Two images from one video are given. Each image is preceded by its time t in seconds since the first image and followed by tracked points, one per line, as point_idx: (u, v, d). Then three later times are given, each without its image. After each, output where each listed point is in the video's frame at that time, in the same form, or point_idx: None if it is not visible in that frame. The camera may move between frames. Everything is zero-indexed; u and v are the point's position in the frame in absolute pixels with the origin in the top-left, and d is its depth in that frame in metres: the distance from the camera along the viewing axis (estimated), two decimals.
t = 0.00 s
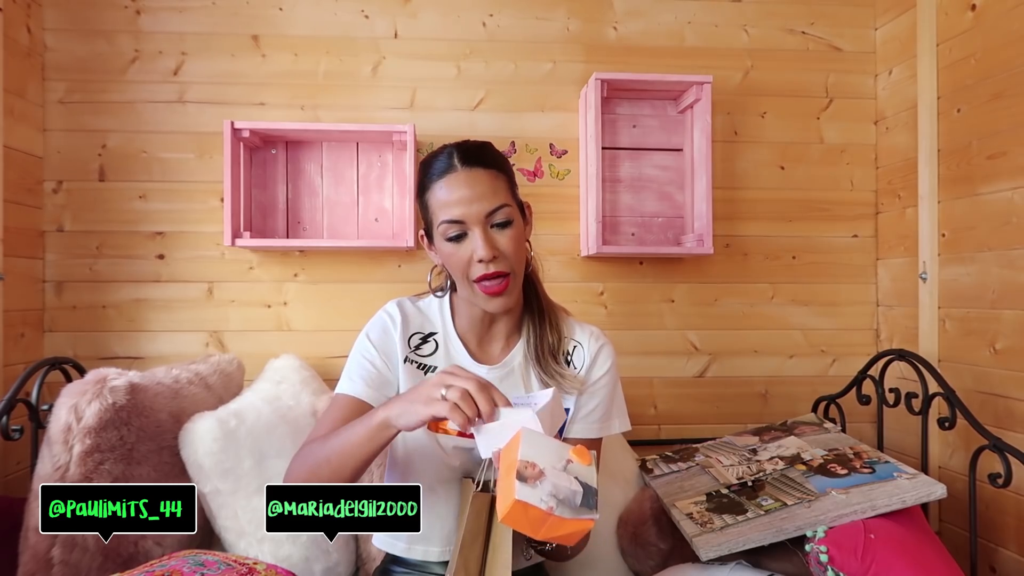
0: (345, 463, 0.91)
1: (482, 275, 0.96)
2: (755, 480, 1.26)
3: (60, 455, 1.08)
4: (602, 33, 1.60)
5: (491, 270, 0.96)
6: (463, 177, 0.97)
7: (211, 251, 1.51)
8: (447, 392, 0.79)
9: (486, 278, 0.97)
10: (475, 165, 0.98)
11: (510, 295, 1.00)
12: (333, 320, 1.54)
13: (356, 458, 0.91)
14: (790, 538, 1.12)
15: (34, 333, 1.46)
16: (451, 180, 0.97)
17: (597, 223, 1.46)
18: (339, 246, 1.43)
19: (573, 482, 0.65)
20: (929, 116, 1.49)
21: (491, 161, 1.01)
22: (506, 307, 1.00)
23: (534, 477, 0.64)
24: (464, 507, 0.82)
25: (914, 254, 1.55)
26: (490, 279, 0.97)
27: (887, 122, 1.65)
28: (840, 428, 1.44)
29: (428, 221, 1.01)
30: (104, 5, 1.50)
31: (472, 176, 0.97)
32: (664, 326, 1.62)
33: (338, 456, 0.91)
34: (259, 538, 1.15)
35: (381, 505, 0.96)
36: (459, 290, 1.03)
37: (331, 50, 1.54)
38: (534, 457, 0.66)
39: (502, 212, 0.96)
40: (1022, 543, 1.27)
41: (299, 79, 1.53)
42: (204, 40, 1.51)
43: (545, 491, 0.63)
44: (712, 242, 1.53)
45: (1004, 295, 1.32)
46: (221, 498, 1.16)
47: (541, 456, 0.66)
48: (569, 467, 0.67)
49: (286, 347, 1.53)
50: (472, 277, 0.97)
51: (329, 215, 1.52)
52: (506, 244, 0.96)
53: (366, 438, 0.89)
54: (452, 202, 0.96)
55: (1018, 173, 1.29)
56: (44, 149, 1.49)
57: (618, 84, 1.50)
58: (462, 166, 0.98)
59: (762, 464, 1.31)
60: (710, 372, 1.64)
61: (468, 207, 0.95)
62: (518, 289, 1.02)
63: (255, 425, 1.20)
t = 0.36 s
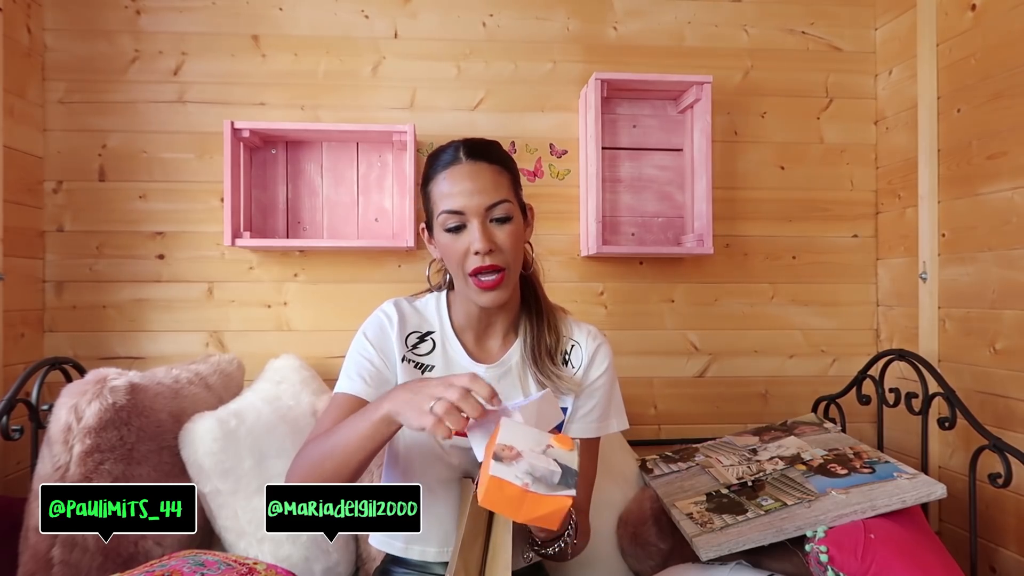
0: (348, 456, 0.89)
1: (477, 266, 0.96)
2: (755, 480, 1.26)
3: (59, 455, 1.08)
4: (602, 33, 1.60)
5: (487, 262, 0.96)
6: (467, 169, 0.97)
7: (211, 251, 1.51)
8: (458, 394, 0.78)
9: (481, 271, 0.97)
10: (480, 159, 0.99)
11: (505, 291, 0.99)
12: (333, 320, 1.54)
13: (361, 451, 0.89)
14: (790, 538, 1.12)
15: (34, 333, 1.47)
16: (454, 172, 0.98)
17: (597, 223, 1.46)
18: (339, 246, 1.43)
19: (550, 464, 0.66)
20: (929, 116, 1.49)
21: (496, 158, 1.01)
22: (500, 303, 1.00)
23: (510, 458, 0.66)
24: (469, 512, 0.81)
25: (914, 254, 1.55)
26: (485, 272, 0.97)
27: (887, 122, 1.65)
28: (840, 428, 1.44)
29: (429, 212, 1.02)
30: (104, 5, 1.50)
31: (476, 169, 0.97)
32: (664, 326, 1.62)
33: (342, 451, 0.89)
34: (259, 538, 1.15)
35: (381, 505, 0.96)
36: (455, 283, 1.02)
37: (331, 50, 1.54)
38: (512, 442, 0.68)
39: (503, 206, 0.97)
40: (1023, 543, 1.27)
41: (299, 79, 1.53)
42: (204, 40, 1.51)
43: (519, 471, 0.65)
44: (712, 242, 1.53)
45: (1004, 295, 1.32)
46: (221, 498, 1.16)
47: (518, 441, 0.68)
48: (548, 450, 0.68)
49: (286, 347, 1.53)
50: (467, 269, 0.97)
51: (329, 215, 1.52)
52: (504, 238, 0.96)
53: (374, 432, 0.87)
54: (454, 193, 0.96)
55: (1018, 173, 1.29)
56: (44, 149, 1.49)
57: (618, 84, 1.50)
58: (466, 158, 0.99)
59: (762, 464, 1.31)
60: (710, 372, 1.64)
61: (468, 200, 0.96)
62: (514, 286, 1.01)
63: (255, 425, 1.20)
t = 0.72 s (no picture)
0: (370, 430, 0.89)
1: (480, 278, 0.98)
2: (755, 480, 1.27)
3: (60, 455, 1.08)
4: (602, 33, 1.60)
5: (487, 275, 0.96)
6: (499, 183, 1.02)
7: (212, 251, 1.51)
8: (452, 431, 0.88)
9: (486, 283, 0.98)
10: (519, 240, 0.94)
11: (510, 305, 0.98)
12: (333, 320, 1.54)
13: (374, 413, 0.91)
14: (790, 538, 1.13)
15: (35, 333, 1.47)
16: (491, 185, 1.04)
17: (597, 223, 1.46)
18: (339, 246, 1.43)
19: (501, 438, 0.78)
20: (929, 116, 1.49)
21: (541, 178, 1.03)
22: (503, 317, 0.98)
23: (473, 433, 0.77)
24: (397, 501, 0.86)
25: (914, 254, 1.55)
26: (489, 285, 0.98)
27: (887, 122, 1.65)
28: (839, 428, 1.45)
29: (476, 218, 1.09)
30: (104, 5, 1.50)
31: (504, 186, 1.00)
32: (664, 326, 1.62)
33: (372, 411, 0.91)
34: (258, 538, 1.15)
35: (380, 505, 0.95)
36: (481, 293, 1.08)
37: (331, 50, 1.54)
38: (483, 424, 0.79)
39: (511, 219, 0.95)
40: (1022, 543, 1.27)
41: (299, 79, 1.53)
42: (204, 40, 1.51)
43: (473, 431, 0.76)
44: (712, 242, 1.53)
45: (1004, 295, 1.32)
46: (221, 498, 1.15)
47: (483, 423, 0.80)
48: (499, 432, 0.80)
49: (286, 347, 1.53)
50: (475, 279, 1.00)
51: (329, 215, 1.52)
52: (504, 251, 0.94)
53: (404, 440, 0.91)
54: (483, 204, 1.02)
55: (1018, 173, 1.29)
56: (44, 149, 1.49)
57: (618, 84, 1.50)
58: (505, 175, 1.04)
59: (762, 464, 1.31)
60: (709, 372, 1.64)
61: (486, 215, 0.98)
62: (527, 303, 0.98)
63: (255, 425, 1.20)
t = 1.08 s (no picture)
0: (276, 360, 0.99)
1: (462, 267, 0.98)
2: (755, 480, 1.27)
3: (60, 455, 1.08)
4: (602, 33, 1.60)
5: (467, 263, 0.96)
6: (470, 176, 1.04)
7: (211, 251, 1.51)
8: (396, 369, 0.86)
9: (467, 271, 0.98)
10: (495, 223, 0.94)
11: (493, 292, 0.98)
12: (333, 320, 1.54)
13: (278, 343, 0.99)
14: (790, 538, 1.13)
15: (34, 334, 1.47)
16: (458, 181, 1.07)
17: (597, 223, 1.46)
18: (339, 246, 1.43)
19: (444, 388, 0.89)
20: (929, 116, 1.49)
21: (512, 166, 1.05)
22: (486, 304, 0.98)
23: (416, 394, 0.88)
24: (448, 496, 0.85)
25: (914, 254, 1.55)
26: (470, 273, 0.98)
27: (887, 122, 1.64)
28: (840, 428, 1.44)
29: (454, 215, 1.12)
30: (104, 5, 1.50)
31: (477, 175, 1.01)
32: (664, 326, 1.62)
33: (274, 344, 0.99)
34: (259, 539, 1.15)
35: (381, 505, 0.95)
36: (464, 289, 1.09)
37: (331, 50, 1.54)
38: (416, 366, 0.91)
39: (485, 206, 0.95)
40: (1022, 543, 1.27)
41: (299, 79, 1.53)
42: (203, 40, 1.51)
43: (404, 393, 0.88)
44: (712, 242, 1.53)
45: (1004, 295, 1.32)
46: (222, 499, 1.15)
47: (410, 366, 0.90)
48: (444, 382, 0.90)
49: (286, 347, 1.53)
50: (456, 269, 1.00)
51: (329, 215, 1.52)
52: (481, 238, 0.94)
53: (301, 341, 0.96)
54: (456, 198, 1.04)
55: (1018, 173, 1.29)
56: (44, 149, 1.49)
57: (618, 84, 1.50)
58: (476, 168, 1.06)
59: (762, 464, 1.31)
60: (710, 372, 1.64)
61: (462, 204, 0.99)
62: (509, 288, 0.98)
63: (255, 426, 1.20)
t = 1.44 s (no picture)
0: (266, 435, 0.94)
1: (441, 237, 0.96)
2: (755, 480, 1.26)
3: (59, 455, 1.08)
4: (601, 33, 1.60)
5: (448, 230, 0.95)
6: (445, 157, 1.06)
7: (211, 251, 1.51)
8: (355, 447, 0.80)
9: (448, 240, 0.96)
10: (476, 186, 0.95)
11: (475, 263, 0.96)
12: (333, 320, 1.54)
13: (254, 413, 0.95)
14: (790, 538, 1.13)
15: (34, 334, 1.47)
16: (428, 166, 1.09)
17: (597, 223, 1.46)
18: (339, 246, 1.43)
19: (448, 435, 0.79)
20: (929, 116, 1.49)
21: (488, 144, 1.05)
22: (467, 274, 0.95)
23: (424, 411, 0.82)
24: (485, 507, 0.85)
25: (914, 254, 1.55)
26: (451, 243, 0.96)
27: (887, 122, 1.64)
28: (840, 428, 1.44)
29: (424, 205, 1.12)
30: (104, 5, 1.50)
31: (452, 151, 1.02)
32: (664, 326, 1.62)
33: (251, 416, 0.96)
34: (259, 538, 1.14)
35: (381, 505, 0.97)
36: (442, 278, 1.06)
37: (331, 50, 1.54)
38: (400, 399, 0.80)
39: (464, 172, 0.96)
40: (1022, 543, 1.27)
41: (299, 79, 1.53)
42: (203, 40, 1.51)
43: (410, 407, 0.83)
44: (712, 242, 1.52)
45: (1004, 295, 1.32)
46: (221, 498, 1.15)
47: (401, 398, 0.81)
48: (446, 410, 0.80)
49: (286, 347, 1.53)
50: (434, 243, 0.98)
51: (329, 215, 1.52)
52: (462, 200, 0.94)
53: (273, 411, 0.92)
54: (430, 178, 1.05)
55: (1019, 173, 1.29)
56: (44, 149, 1.49)
57: (618, 84, 1.50)
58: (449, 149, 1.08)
59: (762, 464, 1.31)
60: (710, 372, 1.64)
61: (440, 175, 0.98)
62: (491, 257, 0.96)
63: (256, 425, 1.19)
